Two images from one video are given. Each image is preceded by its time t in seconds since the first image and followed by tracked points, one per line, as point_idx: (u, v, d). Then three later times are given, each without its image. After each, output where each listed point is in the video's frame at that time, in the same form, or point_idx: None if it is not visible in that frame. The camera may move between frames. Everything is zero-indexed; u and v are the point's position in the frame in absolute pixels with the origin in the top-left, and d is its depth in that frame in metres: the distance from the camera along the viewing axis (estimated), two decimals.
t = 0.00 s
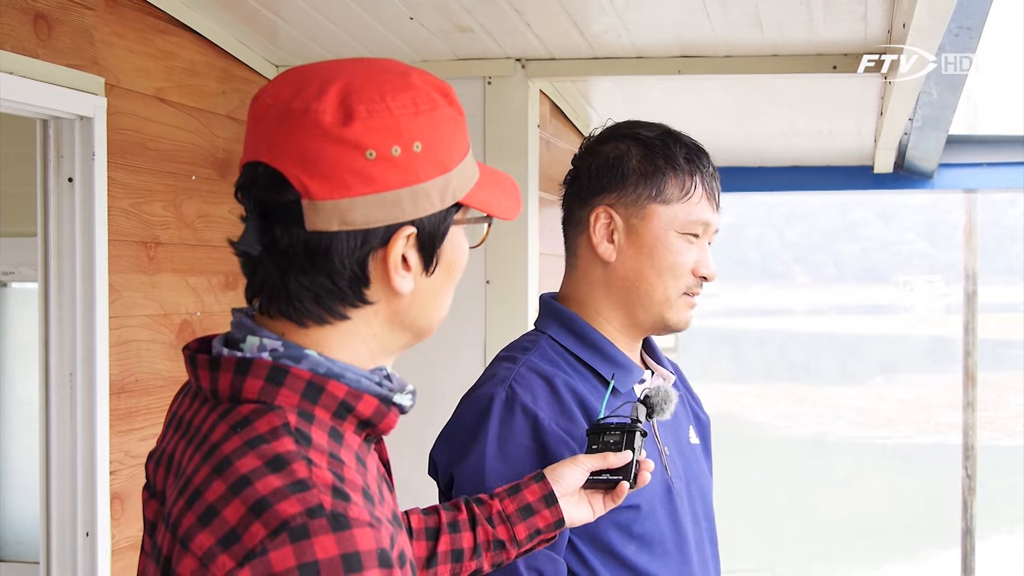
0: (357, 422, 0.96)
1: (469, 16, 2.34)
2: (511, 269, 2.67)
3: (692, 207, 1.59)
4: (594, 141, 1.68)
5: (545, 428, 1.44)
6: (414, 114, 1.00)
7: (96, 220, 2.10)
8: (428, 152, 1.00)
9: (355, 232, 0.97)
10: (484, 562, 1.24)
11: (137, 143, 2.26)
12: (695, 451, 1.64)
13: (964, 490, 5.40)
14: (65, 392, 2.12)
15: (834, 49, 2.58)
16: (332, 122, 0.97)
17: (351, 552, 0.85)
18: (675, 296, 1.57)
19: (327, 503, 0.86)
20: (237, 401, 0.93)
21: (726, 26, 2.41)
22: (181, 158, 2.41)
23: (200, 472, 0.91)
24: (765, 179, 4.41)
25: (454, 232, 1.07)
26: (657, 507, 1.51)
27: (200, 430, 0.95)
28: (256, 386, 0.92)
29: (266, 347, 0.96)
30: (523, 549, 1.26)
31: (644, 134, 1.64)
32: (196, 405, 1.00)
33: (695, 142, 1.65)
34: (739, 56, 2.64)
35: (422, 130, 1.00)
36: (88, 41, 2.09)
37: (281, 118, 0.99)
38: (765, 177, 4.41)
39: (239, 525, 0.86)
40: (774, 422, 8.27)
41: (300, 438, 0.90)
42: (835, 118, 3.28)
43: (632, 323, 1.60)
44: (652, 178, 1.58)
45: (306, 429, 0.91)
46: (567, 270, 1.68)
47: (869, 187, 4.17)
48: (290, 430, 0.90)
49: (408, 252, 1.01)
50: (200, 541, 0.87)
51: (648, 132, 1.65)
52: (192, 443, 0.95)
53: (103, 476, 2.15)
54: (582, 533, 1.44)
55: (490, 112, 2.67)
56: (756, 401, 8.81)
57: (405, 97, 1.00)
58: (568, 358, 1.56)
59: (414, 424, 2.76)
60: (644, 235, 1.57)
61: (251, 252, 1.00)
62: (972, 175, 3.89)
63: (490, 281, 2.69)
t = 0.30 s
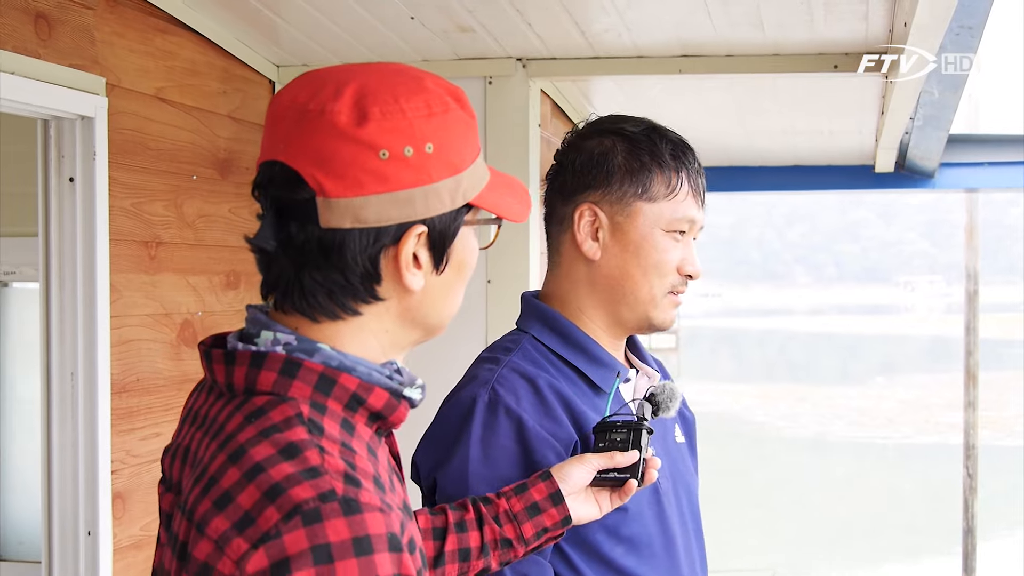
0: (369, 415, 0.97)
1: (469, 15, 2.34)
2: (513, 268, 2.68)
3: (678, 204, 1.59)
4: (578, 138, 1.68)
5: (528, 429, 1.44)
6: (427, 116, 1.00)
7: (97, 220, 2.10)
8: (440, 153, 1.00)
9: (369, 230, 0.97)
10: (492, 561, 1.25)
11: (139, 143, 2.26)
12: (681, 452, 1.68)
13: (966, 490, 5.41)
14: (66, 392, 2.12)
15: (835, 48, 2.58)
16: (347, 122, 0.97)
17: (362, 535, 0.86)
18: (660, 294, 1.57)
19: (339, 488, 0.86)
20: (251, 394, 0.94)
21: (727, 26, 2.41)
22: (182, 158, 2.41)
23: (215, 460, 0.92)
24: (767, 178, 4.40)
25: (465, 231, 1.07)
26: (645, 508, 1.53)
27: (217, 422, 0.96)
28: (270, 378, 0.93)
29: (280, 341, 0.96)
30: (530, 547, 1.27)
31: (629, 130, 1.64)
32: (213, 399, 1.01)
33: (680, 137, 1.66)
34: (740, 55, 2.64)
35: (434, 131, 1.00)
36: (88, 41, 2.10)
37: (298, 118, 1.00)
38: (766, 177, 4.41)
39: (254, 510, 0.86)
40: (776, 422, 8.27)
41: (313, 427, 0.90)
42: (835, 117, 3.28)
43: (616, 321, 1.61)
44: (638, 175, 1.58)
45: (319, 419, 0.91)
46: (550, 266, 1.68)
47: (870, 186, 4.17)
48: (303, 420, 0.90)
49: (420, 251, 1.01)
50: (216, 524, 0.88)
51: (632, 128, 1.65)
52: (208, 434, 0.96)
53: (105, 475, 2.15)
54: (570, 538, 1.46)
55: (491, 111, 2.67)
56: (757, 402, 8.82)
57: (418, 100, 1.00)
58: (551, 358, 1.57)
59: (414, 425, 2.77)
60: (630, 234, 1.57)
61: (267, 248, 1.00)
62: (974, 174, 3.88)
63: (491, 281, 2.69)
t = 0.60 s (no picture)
0: (370, 406, 0.97)
1: (470, 13, 2.34)
2: (516, 266, 2.69)
3: (669, 204, 1.63)
4: (569, 137, 1.73)
5: (514, 439, 1.47)
6: (427, 112, 1.01)
7: (97, 217, 2.10)
8: (440, 149, 1.01)
9: (369, 224, 0.98)
10: (499, 559, 1.26)
11: (140, 141, 2.26)
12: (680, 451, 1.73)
13: (967, 488, 5.41)
14: (67, 389, 2.13)
15: (836, 46, 2.58)
16: (347, 118, 0.99)
17: (361, 522, 0.87)
18: (653, 295, 1.61)
19: (338, 476, 0.87)
20: (254, 386, 0.95)
21: (728, 23, 2.40)
22: (184, 155, 2.41)
23: (218, 452, 0.92)
24: (768, 176, 4.39)
25: (467, 227, 1.07)
26: (636, 513, 1.54)
27: (220, 415, 0.97)
28: (272, 371, 0.94)
29: (282, 335, 0.97)
30: (539, 544, 1.28)
31: (619, 128, 1.68)
32: (219, 394, 1.02)
33: (672, 133, 1.69)
34: (741, 53, 2.64)
35: (434, 126, 1.01)
36: (90, 39, 2.10)
37: (301, 115, 1.01)
38: (767, 174, 4.39)
39: (254, 499, 0.87)
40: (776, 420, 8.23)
41: (314, 418, 0.91)
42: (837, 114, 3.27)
43: (608, 322, 1.65)
44: (627, 175, 1.62)
45: (320, 411, 0.92)
46: (543, 267, 1.73)
47: (871, 184, 4.15)
48: (304, 411, 0.91)
49: (420, 245, 1.02)
50: (217, 514, 0.89)
51: (623, 125, 1.69)
52: (212, 427, 0.98)
53: (105, 472, 2.15)
54: (558, 546, 1.47)
55: (492, 108, 2.67)
56: (758, 399, 8.76)
57: (418, 97, 1.01)
58: (542, 363, 1.61)
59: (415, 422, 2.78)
60: (620, 235, 1.61)
61: (270, 242, 1.02)
62: (975, 172, 3.87)
63: (492, 279, 2.70)
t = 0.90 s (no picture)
0: (365, 414, 0.99)
1: (470, 11, 2.33)
2: (516, 266, 2.69)
3: (665, 202, 1.63)
4: (562, 136, 1.73)
5: (510, 440, 1.48)
6: (412, 106, 1.02)
7: (98, 216, 2.10)
8: (427, 144, 1.02)
9: (357, 226, 0.99)
10: (503, 556, 1.26)
11: (140, 141, 2.26)
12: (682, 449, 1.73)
13: (969, 487, 5.40)
14: (67, 389, 2.12)
15: (837, 44, 2.57)
16: (330, 117, 0.99)
17: (350, 542, 0.88)
18: (651, 294, 1.60)
19: (326, 495, 0.89)
20: (245, 398, 0.97)
21: (729, 21, 2.40)
22: (184, 155, 2.41)
23: (208, 468, 0.95)
24: (769, 175, 4.38)
25: (457, 223, 1.09)
26: (637, 513, 1.54)
27: (213, 427, 0.99)
28: (262, 381, 0.96)
29: (271, 343, 1.00)
30: (543, 541, 1.29)
31: (613, 126, 1.69)
32: (211, 404, 1.05)
33: (667, 130, 1.69)
34: (741, 52, 2.64)
35: (420, 121, 1.02)
36: (90, 38, 2.09)
37: (281, 114, 1.01)
38: (768, 173, 4.39)
39: (242, 520, 0.89)
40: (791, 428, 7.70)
41: (304, 431, 0.93)
42: (837, 112, 3.26)
43: (607, 322, 1.65)
44: (622, 173, 1.62)
45: (310, 423, 0.94)
46: (540, 269, 1.74)
47: (871, 182, 4.15)
48: (293, 424, 0.93)
49: (411, 245, 1.03)
50: (205, 536, 0.91)
51: (617, 123, 1.69)
52: (205, 440, 1.00)
53: (105, 472, 2.15)
54: (558, 547, 1.47)
55: (492, 107, 2.66)
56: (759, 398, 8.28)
57: (402, 91, 1.02)
58: (540, 364, 1.62)
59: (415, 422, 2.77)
60: (616, 234, 1.61)
61: (255, 248, 1.03)
62: (977, 170, 3.86)
63: (492, 278, 2.70)
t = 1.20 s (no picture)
0: (364, 417, 0.99)
1: (470, 10, 2.33)
2: (515, 265, 2.69)
3: (665, 198, 1.62)
4: (561, 136, 1.73)
5: (513, 439, 1.48)
6: (403, 100, 1.01)
7: (98, 214, 2.10)
8: (420, 137, 1.02)
9: (351, 223, 0.99)
10: (507, 554, 1.26)
11: (140, 139, 2.26)
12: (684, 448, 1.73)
13: (969, 486, 5.38)
14: (67, 387, 2.12)
15: (838, 43, 2.57)
16: (319, 114, 0.99)
17: (343, 550, 0.87)
18: (655, 291, 1.60)
19: (321, 501, 0.88)
20: (242, 400, 0.97)
21: (730, 20, 2.40)
22: (184, 153, 2.41)
23: (203, 472, 0.95)
24: (770, 174, 4.37)
25: (454, 217, 1.09)
26: (640, 512, 1.54)
27: (209, 429, 1.00)
28: (259, 383, 0.96)
29: (269, 344, 1.00)
30: (546, 539, 1.29)
31: (610, 124, 1.69)
32: (210, 405, 1.05)
33: (665, 126, 1.69)
34: (742, 51, 2.64)
35: (411, 115, 1.01)
36: (89, 37, 2.09)
37: (270, 113, 1.01)
38: (769, 172, 4.38)
39: (235, 525, 0.89)
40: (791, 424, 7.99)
41: (300, 435, 0.93)
42: (838, 111, 3.26)
43: (611, 322, 1.64)
44: (622, 170, 1.62)
45: (307, 426, 0.94)
46: (542, 270, 1.74)
47: (872, 181, 4.15)
48: (290, 428, 0.93)
49: (407, 241, 1.03)
50: (198, 540, 0.92)
51: (614, 121, 1.69)
52: (202, 441, 1.00)
53: (105, 471, 2.15)
54: (561, 546, 1.47)
55: (493, 106, 2.66)
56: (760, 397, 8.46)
57: (392, 85, 1.01)
58: (541, 362, 1.62)
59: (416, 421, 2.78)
60: (617, 232, 1.61)
61: (248, 249, 1.03)
62: (978, 169, 3.85)
63: (493, 277, 2.70)
